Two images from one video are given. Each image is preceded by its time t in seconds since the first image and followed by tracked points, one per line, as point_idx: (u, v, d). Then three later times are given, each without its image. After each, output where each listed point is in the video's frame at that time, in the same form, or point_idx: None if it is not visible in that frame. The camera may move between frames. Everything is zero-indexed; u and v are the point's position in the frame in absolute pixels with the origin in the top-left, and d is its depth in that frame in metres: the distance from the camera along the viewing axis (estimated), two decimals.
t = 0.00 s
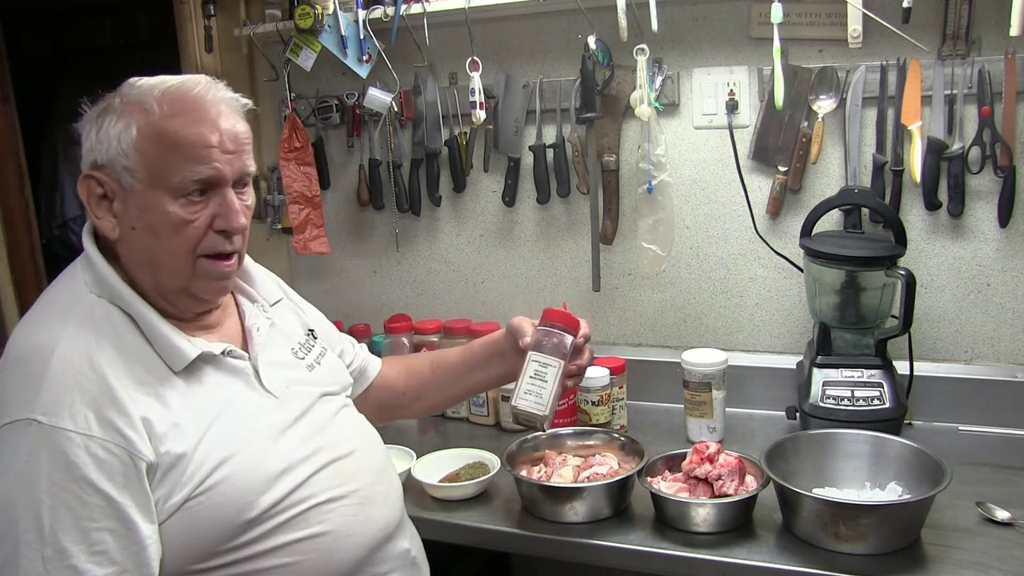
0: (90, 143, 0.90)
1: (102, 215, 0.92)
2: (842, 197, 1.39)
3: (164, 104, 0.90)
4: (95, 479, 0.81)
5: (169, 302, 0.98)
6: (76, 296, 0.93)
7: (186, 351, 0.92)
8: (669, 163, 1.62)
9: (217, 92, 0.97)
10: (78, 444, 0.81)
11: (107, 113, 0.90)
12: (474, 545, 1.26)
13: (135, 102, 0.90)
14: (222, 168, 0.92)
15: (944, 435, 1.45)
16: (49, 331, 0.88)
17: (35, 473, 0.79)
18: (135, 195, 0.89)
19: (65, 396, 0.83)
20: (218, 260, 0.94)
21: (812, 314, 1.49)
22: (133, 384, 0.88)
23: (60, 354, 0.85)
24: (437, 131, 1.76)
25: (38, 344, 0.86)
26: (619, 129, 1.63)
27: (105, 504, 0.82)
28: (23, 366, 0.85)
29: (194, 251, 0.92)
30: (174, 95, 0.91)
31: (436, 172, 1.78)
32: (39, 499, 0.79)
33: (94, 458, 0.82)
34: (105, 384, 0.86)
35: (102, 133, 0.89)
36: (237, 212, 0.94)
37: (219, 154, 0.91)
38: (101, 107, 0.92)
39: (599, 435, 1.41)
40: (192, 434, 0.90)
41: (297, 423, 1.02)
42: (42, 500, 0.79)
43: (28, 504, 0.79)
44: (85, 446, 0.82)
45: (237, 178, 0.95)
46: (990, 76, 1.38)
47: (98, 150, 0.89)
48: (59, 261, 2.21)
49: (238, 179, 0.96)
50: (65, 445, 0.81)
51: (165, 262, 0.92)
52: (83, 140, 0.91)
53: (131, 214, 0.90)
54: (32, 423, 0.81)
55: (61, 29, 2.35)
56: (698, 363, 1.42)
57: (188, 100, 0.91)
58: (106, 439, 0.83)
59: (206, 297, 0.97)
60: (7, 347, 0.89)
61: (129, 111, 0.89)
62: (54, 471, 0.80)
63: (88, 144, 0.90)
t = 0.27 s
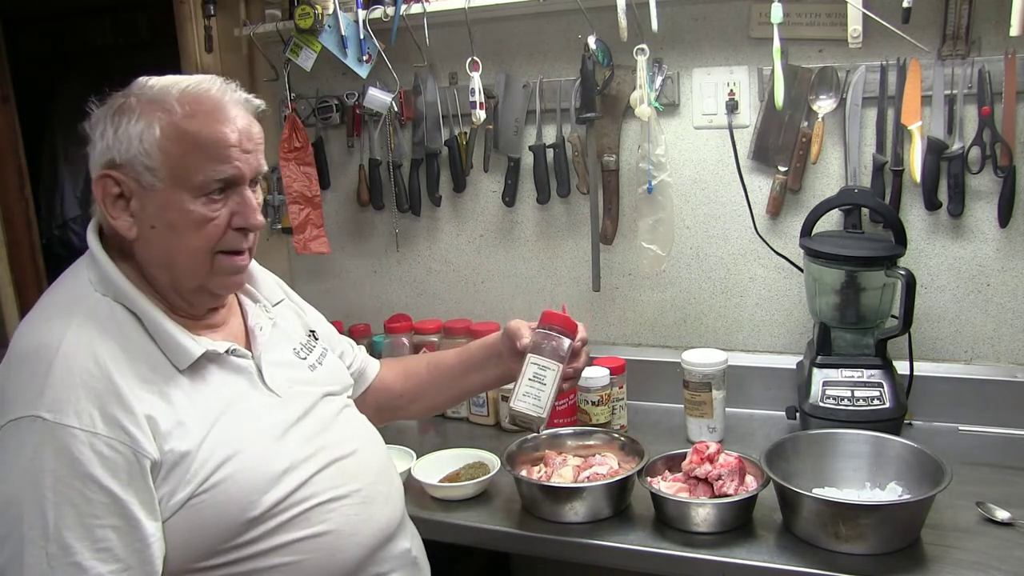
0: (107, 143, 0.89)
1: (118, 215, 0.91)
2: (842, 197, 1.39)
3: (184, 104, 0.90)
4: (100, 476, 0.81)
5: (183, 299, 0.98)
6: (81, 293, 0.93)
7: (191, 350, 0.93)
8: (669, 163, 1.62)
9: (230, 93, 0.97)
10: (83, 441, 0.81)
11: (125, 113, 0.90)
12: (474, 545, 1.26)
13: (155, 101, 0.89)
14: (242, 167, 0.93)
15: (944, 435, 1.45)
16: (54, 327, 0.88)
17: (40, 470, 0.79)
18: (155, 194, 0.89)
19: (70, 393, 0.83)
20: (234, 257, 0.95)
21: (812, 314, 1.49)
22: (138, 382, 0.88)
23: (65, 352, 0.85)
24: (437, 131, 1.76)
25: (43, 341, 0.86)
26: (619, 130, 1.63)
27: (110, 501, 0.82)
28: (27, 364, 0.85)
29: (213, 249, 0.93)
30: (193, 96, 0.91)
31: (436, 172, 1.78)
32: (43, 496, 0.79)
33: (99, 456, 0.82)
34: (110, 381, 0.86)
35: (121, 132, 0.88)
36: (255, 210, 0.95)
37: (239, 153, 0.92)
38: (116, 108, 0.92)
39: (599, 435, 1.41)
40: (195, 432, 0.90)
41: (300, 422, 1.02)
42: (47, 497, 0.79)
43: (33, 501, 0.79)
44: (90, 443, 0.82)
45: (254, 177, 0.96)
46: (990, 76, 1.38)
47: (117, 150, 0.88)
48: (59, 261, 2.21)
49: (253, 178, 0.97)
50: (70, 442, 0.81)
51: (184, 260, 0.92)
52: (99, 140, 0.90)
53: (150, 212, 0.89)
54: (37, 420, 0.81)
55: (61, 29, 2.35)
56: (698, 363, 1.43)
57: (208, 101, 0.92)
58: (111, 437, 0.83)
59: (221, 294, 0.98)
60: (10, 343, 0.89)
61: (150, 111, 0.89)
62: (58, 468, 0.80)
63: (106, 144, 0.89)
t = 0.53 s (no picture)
0: (183, 158, 0.86)
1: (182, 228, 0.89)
2: (842, 197, 1.39)
3: (257, 124, 0.91)
4: (103, 476, 0.81)
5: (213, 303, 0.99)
6: (86, 292, 0.92)
7: (196, 353, 0.92)
8: (670, 163, 1.62)
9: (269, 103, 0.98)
10: (87, 441, 0.81)
11: (193, 126, 0.87)
12: (474, 545, 1.26)
13: (226, 118, 0.89)
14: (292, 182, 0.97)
15: (944, 435, 1.45)
16: (60, 325, 0.87)
17: (43, 469, 0.79)
18: (231, 213, 0.89)
19: (75, 393, 0.82)
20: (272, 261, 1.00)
21: (812, 314, 1.49)
22: (143, 382, 0.88)
23: (70, 351, 0.85)
24: (437, 131, 1.76)
25: (49, 339, 0.86)
26: (619, 129, 1.63)
27: (112, 502, 0.81)
28: (32, 363, 0.84)
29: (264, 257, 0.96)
30: (258, 114, 0.92)
31: (436, 172, 1.78)
32: (45, 495, 0.79)
33: (102, 455, 0.81)
34: (114, 382, 0.85)
35: (199, 151, 0.86)
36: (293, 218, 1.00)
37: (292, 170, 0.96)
38: (178, 119, 0.87)
39: (599, 435, 1.41)
40: (198, 432, 0.89)
41: (301, 423, 1.02)
42: (50, 497, 0.79)
43: (35, 500, 0.78)
44: (94, 443, 0.81)
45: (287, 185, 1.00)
46: (990, 76, 1.38)
47: (200, 170, 0.86)
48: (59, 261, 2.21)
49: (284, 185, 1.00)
50: (74, 442, 0.80)
51: (239, 269, 0.95)
52: (165, 153, 0.86)
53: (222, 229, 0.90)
54: (42, 419, 0.80)
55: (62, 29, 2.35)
56: (698, 363, 1.43)
57: (269, 119, 0.93)
58: (115, 437, 0.82)
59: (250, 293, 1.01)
60: (15, 343, 0.88)
61: (224, 129, 0.88)
62: (62, 468, 0.79)
63: (182, 161, 0.86)
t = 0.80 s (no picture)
0: (211, 163, 0.86)
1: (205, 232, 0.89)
2: (842, 197, 1.39)
3: (284, 131, 0.91)
4: (127, 477, 0.81)
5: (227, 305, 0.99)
6: (103, 290, 0.92)
7: (215, 357, 0.92)
8: (669, 163, 1.62)
9: (291, 110, 0.99)
10: (111, 441, 0.81)
11: (221, 132, 0.87)
12: (474, 545, 1.26)
13: (253, 125, 0.89)
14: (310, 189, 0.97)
15: (944, 435, 1.45)
16: (79, 321, 0.87)
17: (67, 468, 0.79)
18: (254, 219, 0.89)
19: (99, 393, 0.82)
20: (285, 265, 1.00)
21: (812, 314, 1.49)
22: (164, 383, 0.88)
23: (92, 351, 0.85)
24: (437, 131, 1.76)
25: (68, 336, 0.85)
26: (619, 130, 1.63)
27: (135, 502, 0.81)
28: (52, 362, 0.84)
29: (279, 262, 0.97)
30: (284, 121, 0.93)
31: (436, 173, 1.78)
32: (69, 494, 0.79)
33: (127, 456, 0.81)
34: (136, 382, 0.85)
35: (225, 156, 0.86)
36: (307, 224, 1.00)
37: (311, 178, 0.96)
38: (206, 123, 0.87)
39: (599, 435, 1.41)
40: (216, 431, 0.90)
41: (311, 423, 1.02)
42: (73, 496, 0.79)
43: (59, 499, 0.79)
44: (118, 443, 0.81)
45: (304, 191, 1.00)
46: (990, 76, 1.38)
47: (227, 174, 0.86)
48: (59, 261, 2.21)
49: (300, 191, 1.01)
50: (98, 442, 0.80)
51: (255, 273, 0.95)
52: (193, 156, 0.86)
53: (244, 234, 0.90)
54: (66, 418, 0.80)
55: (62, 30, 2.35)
56: (698, 363, 1.43)
57: (293, 127, 0.93)
58: (138, 438, 0.83)
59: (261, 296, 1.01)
60: (31, 339, 0.88)
61: (251, 135, 0.88)
62: (86, 468, 0.79)
63: (209, 164, 0.86)
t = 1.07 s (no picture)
0: (211, 158, 0.86)
1: (207, 226, 0.89)
2: (843, 197, 1.39)
3: (284, 126, 0.91)
4: (142, 467, 0.81)
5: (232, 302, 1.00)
6: (113, 284, 0.93)
7: (225, 350, 0.93)
8: (669, 163, 1.62)
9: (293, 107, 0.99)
10: (126, 431, 0.81)
11: (219, 127, 0.87)
12: (474, 545, 1.26)
13: (253, 120, 0.89)
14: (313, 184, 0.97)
15: (944, 435, 1.45)
16: (91, 315, 0.88)
17: (82, 458, 0.79)
18: (255, 213, 0.89)
19: (114, 384, 0.83)
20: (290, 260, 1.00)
21: (812, 314, 1.49)
22: (176, 375, 0.88)
23: (106, 343, 0.85)
24: (437, 131, 1.76)
25: (81, 329, 0.86)
26: (619, 130, 1.63)
27: (150, 492, 0.82)
28: (66, 354, 0.84)
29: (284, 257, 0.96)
30: (285, 116, 0.93)
31: (436, 173, 1.78)
32: (84, 484, 0.79)
33: (142, 446, 0.82)
34: (150, 374, 0.86)
35: (224, 150, 0.86)
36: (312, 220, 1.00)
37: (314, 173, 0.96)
38: (205, 119, 0.88)
39: (599, 435, 1.41)
40: (227, 424, 0.90)
41: (319, 418, 1.03)
42: (89, 485, 0.79)
43: (74, 488, 0.79)
44: (133, 434, 0.82)
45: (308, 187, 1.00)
46: (990, 76, 1.38)
47: (226, 169, 0.86)
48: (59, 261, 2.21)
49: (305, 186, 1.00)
50: (113, 432, 0.81)
51: (259, 269, 0.95)
52: (192, 152, 0.86)
53: (246, 229, 0.90)
54: (81, 408, 0.81)
55: (62, 30, 2.34)
56: (698, 363, 1.43)
57: (294, 122, 0.93)
58: (153, 428, 0.83)
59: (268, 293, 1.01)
60: (43, 333, 0.88)
61: (250, 130, 0.88)
62: (101, 457, 0.80)
63: (209, 160, 0.86)
